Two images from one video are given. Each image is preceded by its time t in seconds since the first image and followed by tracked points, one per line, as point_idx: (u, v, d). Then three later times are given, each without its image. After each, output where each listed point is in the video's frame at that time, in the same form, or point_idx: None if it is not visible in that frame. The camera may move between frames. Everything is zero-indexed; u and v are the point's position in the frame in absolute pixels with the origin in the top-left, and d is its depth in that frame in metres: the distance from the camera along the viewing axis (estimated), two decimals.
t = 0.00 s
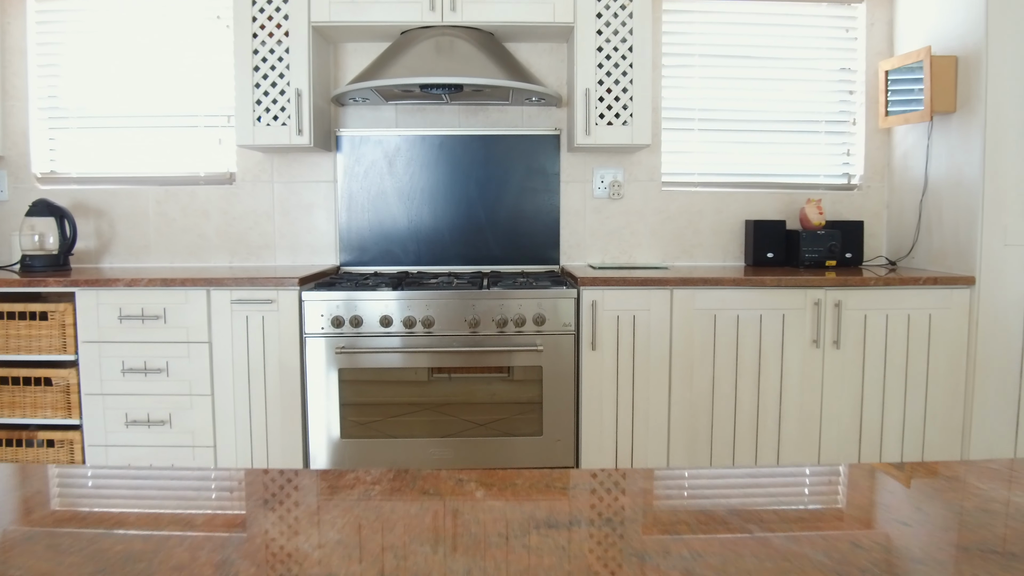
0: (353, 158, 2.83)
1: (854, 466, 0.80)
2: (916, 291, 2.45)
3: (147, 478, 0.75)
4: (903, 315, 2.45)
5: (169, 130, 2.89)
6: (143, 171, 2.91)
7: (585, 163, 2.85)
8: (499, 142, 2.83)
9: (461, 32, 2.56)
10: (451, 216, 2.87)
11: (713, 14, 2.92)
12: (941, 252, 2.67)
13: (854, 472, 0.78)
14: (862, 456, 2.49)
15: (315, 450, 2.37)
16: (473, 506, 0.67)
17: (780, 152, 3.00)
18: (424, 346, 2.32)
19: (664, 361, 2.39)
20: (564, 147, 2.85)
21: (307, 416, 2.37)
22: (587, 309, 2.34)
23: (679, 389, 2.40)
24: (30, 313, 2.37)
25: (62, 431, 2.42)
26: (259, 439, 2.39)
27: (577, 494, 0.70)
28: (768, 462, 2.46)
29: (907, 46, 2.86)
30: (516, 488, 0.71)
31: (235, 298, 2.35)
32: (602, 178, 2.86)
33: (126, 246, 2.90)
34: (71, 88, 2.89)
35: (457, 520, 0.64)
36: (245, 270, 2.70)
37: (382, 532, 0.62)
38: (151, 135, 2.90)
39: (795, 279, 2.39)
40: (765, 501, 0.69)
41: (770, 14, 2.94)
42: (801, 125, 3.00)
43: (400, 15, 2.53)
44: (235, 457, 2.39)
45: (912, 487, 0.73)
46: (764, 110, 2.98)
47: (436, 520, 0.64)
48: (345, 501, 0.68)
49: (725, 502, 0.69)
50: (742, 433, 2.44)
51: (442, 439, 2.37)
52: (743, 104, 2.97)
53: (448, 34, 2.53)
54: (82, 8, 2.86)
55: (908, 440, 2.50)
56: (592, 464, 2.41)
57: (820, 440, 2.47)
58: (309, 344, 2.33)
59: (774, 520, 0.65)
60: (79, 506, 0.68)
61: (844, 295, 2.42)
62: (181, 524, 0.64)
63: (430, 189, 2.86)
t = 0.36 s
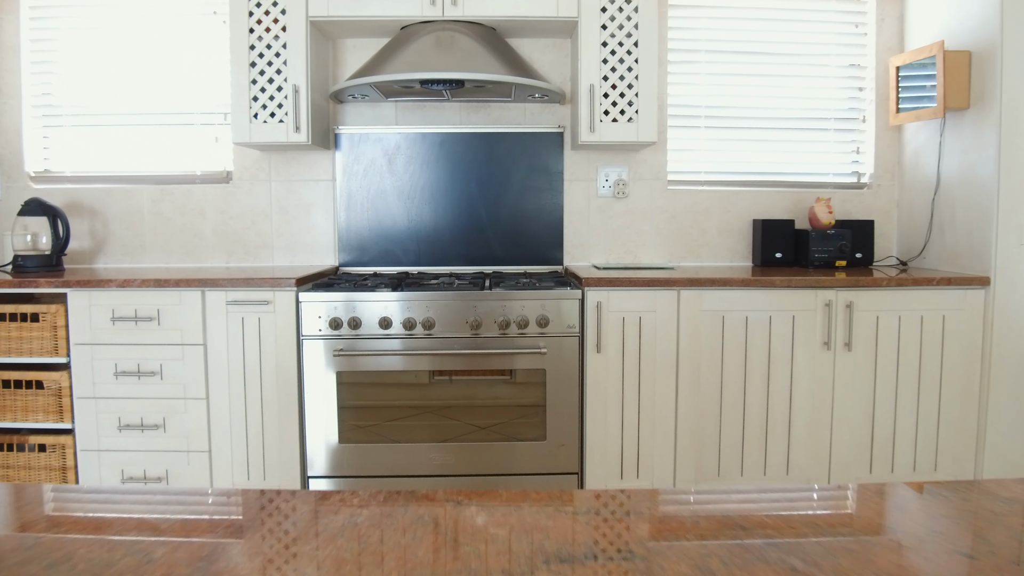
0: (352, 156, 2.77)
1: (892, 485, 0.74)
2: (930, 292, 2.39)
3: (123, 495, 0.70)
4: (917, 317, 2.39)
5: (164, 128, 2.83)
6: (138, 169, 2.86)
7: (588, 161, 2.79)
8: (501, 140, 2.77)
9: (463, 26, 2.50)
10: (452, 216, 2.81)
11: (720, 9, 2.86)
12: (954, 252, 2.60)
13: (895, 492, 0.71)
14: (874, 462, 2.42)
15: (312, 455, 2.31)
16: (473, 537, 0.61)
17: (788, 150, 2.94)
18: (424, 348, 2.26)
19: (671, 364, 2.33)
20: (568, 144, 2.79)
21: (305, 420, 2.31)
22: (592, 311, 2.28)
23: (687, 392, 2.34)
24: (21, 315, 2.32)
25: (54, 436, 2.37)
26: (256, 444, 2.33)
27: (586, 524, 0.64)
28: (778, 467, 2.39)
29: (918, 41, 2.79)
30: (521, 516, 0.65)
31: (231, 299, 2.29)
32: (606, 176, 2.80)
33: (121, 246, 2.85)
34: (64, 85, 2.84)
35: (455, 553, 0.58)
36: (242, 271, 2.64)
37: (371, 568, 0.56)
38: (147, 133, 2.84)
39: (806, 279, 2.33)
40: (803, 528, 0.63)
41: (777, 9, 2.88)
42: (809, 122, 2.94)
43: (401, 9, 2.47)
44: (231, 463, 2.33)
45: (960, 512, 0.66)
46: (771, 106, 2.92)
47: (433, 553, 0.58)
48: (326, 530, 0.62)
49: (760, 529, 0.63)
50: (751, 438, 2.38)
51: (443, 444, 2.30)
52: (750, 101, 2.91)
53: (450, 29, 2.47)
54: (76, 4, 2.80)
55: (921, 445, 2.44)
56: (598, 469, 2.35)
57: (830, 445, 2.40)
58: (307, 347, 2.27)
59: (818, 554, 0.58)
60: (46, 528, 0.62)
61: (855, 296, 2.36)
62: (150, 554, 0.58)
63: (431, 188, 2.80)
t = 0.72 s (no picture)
0: (352, 153, 2.72)
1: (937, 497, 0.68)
2: (944, 292, 2.32)
3: (97, 506, 0.64)
4: (930, 317, 2.32)
5: (162, 125, 2.78)
6: (135, 167, 2.80)
7: (593, 158, 2.74)
8: (504, 136, 2.72)
9: (464, 20, 2.44)
10: (454, 215, 2.75)
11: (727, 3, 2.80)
12: (968, 251, 2.54)
13: (940, 506, 0.65)
14: (887, 465, 2.36)
15: (311, 458, 2.25)
16: (476, 560, 0.55)
17: (796, 148, 2.88)
18: (425, 349, 2.20)
19: (678, 365, 2.27)
20: (572, 141, 2.73)
21: (303, 423, 2.25)
22: (597, 311, 2.22)
23: (694, 395, 2.28)
24: (13, 315, 2.26)
25: (47, 439, 2.31)
26: (253, 447, 2.27)
27: (600, 544, 0.58)
28: (788, 471, 2.33)
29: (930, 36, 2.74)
30: (528, 535, 0.59)
31: (228, 298, 2.24)
32: (611, 174, 2.74)
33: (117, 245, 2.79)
34: (59, 82, 2.79)
35: None
36: (240, 270, 2.59)
37: None
38: (144, 130, 2.79)
39: (817, 278, 2.27)
40: (844, 547, 0.57)
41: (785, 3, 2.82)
42: (818, 119, 2.88)
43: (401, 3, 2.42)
44: (227, 467, 2.28)
45: (1017, 531, 0.60)
46: (780, 102, 2.86)
47: None
48: (309, 551, 0.56)
49: (807, 549, 0.56)
50: (761, 441, 2.31)
51: (444, 447, 2.25)
52: (758, 97, 2.85)
53: (452, 23, 2.41)
54: None
55: (935, 448, 2.37)
56: (603, 474, 2.29)
57: (843, 449, 2.34)
58: (305, 348, 2.22)
59: None
60: (9, 545, 0.57)
61: (868, 296, 2.30)
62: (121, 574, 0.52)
63: (432, 186, 2.74)
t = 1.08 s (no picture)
0: (353, 150, 2.68)
1: (981, 503, 0.63)
2: (956, 289, 2.28)
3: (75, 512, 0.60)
4: (941, 315, 2.28)
5: (159, 121, 2.74)
6: (133, 164, 2.77)
7: (597, 155, 2.70)
8: (506, 133, 2.68)
9: (465, 14, 2.40)
10: (456, 212, 2.71)
11: None
12: (980, 248, 2.49)
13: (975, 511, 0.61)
14: (897, 467, 2.31)
15: (310, 460, 2.21)
16: (479, 573, 0.51)
17: (803, 144, 2.84)
18: (426, 348, 2.16)
19: (684, 365, 2.23)
20: (575, 138, 2.69)
21: (302, 423, 2.21)
22: (602, 309, 2.18)
23: (701, 395, 2.24)
24: (7, 314, 2.22)
25: (42, 440, 2.27)
26: (251, 449, 2.23)
27: (614, 556, 0.53)
28: (796, 473, 2.28)
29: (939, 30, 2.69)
30: (535, 544, 0.55)
31: (225, 297, 2.19)
32: (615, 171, 2.70)
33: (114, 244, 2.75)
34: (55, 78, 2.75)
35: None
36: (238, 268, 2.54)
37: None
38: (141, 127, 2.75)
39: (826, 276, 2.22)
40: (880, 558, 0.52)
41: None
42: (825, 115, 2.84)
43: None
44: (225, 469, 2.23)
45: None
46: (786, 98, 2.82)
47: None
48: (294, 564, 0.52)
49: (843, 561, 0.52)
50: (769, 443, 2.27)
51: (445, 449, 2.20)
52: (765, 93, 2.81)
53: (453, 17, 2.37)
54: None
55: (946, 450, 2.32)
56: (608, 475, 2.24)
57: (853, 451, 2.29)
58: (304, 347, 2.17)
59: None
60: None
61: (878, 294, 2.25)
62: None
63: (434, 182, 2.70)
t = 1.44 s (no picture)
0: (353, 147, 2.64)
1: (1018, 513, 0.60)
2: (965, 288, 2.23)
3: (75, 531, 0.58)
4: (951, 314, 2.24)
5: (157, 119, 2.71)
6: (130, 162, 2.74)
7: (601, 152, 2.66)
8: (508, 130, 2.64)
9: (467, 8, 2.36)
10: (457, 211, 2.68)
11: None
12: (989, 247, 2.45)
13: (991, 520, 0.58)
14: (906, 469, 2.27)
15: (309, 461, 2.18)
16: None
17: (809, 142, 2.80)
18: (427, 348, 2.13)
19: (689, 365, 2.19)
20: (578, 134, 2.65)
21: (300, 424, 2.17)
22: (606, 308, 2.14)
23: (707, 396, 2.20)
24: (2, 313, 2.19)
25: (37, 441, 2.24)
26: (249, 450, 2.19)
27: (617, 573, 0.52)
28: (804, 475, 2.24)
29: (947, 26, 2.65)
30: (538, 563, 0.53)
31: (223, 296, 2.16)
32: (619, 168, 2.66)
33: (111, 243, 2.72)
34: (52, 75, 2.72)
35: None
36: (236, 267, 2.51)
37: None
38: (139, 124, 2.72)
39: (834, 274, 2.18)
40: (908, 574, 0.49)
41: None
42: (831, 111, 2.80)
43: None
44: (222, 470, 2.20)
45: None
46: (792, 94, 2.78)
47: None
48: None
49: None
50: (776, 444, 2.23)
51: (446, 450, 2.17)
52: (770, 89, 2.77)
53: (454, 12, 2.33)
54: None
55: (956, 451, 2.28)
56: (612, 478, 2.20)
57: (861, 452, 2.25)
58: (303, 347, 2.14)
59: None
60: None
61: (886, 293, 2.21)
62: None
63: (434, 180, 2.66)
